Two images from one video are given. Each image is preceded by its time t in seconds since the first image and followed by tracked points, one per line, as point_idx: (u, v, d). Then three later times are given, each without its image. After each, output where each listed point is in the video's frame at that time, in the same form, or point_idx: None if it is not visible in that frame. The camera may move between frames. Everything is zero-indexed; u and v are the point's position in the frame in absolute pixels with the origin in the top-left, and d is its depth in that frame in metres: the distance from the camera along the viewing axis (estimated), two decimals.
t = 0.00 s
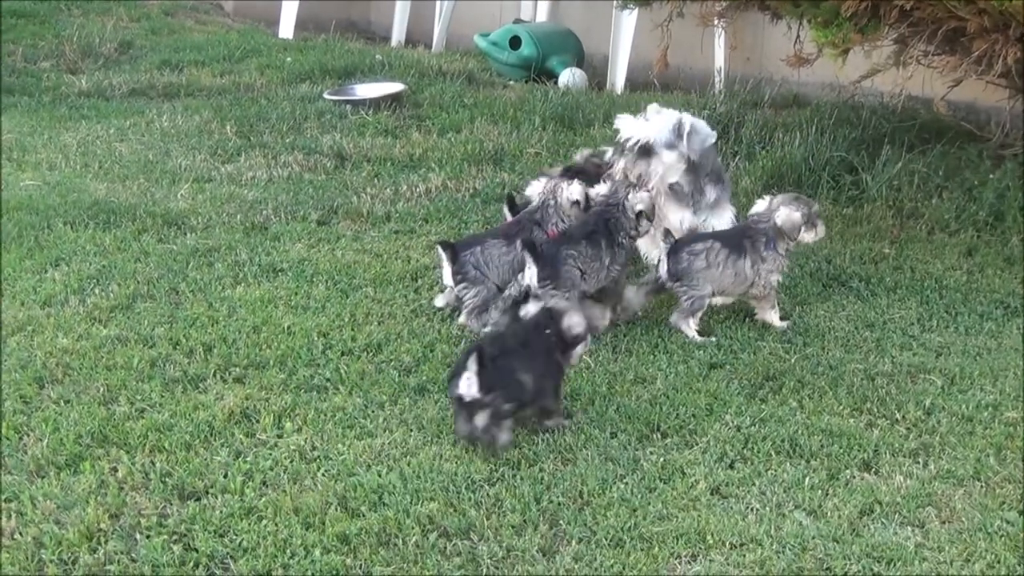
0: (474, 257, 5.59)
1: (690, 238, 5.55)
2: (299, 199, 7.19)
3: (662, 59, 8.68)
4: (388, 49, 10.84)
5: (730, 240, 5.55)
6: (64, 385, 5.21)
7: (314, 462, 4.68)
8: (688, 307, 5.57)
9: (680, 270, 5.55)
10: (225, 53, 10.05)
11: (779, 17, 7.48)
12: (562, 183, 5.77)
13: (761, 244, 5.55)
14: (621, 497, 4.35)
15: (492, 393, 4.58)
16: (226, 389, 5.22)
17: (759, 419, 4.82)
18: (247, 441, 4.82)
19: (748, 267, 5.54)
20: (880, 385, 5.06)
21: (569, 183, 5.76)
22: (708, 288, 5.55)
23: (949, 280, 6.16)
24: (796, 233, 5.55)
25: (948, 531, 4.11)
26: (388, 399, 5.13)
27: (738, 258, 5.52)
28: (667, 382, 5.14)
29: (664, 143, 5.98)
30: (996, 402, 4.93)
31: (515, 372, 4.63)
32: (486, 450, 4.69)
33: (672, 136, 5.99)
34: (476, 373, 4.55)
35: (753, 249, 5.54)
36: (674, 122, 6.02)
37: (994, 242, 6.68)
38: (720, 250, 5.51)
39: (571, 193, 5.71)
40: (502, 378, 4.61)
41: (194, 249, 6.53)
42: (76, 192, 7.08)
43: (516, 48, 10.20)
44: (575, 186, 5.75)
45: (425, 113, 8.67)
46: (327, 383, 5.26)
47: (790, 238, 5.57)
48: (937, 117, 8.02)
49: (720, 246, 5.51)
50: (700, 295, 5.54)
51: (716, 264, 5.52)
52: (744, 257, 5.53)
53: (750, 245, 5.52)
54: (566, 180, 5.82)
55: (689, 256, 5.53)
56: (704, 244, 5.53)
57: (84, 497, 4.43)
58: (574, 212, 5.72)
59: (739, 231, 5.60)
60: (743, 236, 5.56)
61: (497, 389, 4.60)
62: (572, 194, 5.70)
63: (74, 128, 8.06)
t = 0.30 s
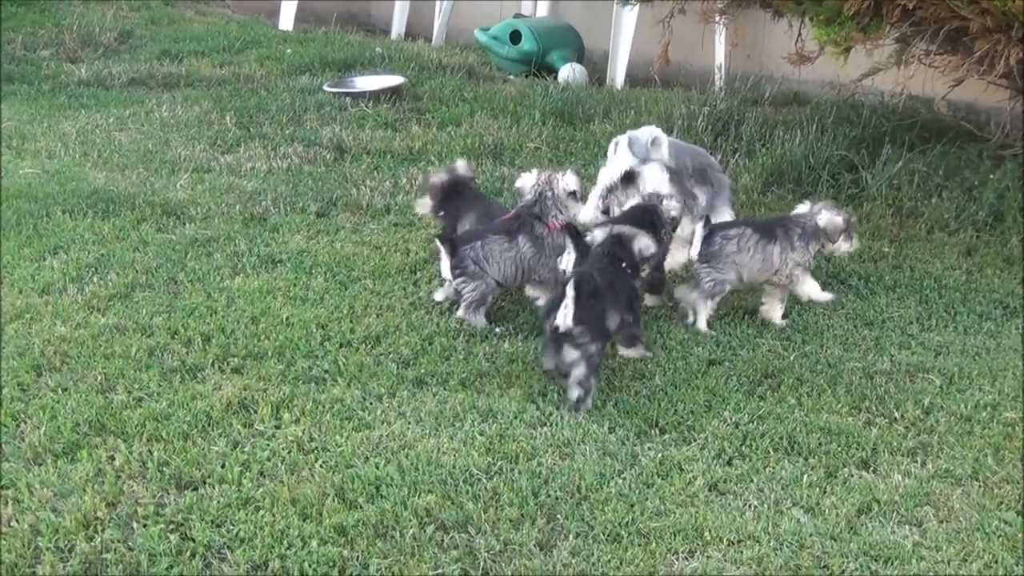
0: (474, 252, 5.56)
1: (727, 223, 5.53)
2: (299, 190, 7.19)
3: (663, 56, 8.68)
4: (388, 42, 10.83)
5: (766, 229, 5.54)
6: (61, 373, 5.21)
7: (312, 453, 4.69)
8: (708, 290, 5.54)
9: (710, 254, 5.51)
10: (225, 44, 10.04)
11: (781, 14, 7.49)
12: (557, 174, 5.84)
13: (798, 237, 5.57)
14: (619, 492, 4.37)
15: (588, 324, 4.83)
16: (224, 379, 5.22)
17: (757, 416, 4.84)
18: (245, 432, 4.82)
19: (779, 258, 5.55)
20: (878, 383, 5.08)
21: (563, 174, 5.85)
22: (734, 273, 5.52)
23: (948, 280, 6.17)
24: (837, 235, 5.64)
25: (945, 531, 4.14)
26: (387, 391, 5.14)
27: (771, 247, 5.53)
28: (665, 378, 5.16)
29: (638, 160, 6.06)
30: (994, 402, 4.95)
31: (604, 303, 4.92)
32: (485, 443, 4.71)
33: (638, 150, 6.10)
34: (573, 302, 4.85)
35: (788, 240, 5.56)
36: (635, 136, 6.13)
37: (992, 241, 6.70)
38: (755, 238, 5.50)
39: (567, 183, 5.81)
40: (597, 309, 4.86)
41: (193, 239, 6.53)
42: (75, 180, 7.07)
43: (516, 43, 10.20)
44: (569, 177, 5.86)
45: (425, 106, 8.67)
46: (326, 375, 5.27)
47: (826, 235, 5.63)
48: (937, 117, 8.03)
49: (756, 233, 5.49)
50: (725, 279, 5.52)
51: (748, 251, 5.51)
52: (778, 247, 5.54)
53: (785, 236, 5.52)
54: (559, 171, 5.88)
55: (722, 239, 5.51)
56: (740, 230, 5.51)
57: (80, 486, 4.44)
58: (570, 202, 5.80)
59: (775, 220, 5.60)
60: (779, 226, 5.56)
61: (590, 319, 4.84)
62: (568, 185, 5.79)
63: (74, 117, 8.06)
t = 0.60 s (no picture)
0: (489, 241, 5.58)
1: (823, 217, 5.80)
2: (306, 176, 7.20)
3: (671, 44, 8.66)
4: (394, 27, 10.81)
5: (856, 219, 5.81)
6: (70, 356, 5.23)
7: (321, 439, 4.72)
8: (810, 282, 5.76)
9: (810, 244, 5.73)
10: (232, 29, 10.02)
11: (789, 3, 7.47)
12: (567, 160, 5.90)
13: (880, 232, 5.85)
14: (628, 480, 4.40)
15: (655, 303, 5.09)
16: (233, 364, 5.24)
17: (766, 405, 4.87)
18: (254, 417, 4.85)
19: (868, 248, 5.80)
20: (886, 373, 5.11)
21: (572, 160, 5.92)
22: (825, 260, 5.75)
23: (956, 270, 6.19)
24: (913, 240, 5.92)
25: (954, 521, 4.18)
26: (395, 377, 5.17)
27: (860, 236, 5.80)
28: (674, 366, 5.18)
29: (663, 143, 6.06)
30: (1003, 392, 4.96)
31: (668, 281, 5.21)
32: (494, 430, 4.73)
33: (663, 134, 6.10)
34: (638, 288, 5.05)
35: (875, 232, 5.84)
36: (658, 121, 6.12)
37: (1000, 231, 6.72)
38: (848, 229, 5.78)
39: (576, 169, 5.87)
40: (661, 285, 5.15)
41: (200, 223, 6.54)
42: (82, 164, 7.08)
43: (523, 30, 10.19)
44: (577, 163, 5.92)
45: (432, 92, 8.66)
46: (335, 361, 5.29)
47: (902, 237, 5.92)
48: (946, 107, 8.03)
49: (851, 224, 5.76)
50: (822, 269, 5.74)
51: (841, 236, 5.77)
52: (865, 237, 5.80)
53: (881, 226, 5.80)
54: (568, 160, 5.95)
55: (818, 232, 5.73)
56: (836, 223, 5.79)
57: (89, 469, 4.46)
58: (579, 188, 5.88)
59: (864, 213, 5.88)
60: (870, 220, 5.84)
61: (654, 299, 5.10)
62: (579, 170, 5.86)
63: (81, 101, 8.06)
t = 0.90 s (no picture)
0: (479, 223, 5.55)
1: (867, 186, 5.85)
2: (296, 158, 7.16)
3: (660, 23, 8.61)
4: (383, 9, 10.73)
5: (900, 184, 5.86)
6: (61, 342, 5.20)
7: (313, 422, 4.70)
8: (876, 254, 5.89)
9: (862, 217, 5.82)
10: (220, 12, 9.95)
11: None
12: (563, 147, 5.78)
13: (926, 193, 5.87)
14: (621, 460, 4.39)
15: (684, 253, 5.35)
16: (224, 348, 5.22)
17: (760, 383, 4.86)
18: (246, 401, 4.82)
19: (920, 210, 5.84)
20: (880, 350, 5.09)
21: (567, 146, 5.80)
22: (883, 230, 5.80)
23: (949, 247, 6.18)
24: (948, 217, 5.92)
25: (948, 498, 4.18)
26: (387, 359, 5.15)
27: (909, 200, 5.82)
28: (667, 345, 5.16)
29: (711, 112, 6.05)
30: (997, 368, 4.96)
31: (696, 231, 5.43)
32: (486, 411, 4.72)
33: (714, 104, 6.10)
34: (669, 233, 5.32)
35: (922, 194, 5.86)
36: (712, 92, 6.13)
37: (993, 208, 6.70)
38: (895, 195, 5.81)
39: (569, 155, 5.74)
40: (689, 238, 5.38)
41: (190, 207, 6.50)
42: (71, 149, 7.03)
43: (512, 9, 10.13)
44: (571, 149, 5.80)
45: (422, 74, 8.60)
46: (327, 344, 5.26)
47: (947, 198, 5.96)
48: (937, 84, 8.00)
49: (891, 192, 5.79)
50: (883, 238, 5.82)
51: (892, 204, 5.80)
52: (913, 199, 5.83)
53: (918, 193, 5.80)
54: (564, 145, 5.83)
55: (873, 203, 5.81)
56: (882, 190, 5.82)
57: (81, 455, 4.44)
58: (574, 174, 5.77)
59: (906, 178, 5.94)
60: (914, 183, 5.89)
61: (684, 249, 5.35)
62: (572, 156, 5.72)
63: (69, 85, 8.00)
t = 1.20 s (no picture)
0: (461, 223, 5.46)
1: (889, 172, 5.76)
2: (283, 151, 7.11)
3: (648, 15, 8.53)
4: None
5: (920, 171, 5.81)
6: (46, 337, 5.16)
7: (300, 417, 4.66)
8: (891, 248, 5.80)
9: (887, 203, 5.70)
10: (206, 4, 9.87)
11: None
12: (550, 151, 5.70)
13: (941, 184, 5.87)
14: (610, 455, 4.37)
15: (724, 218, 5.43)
16: (211, 342, 5.17)
17: (750, 377, 4.84)
18: (233, 395, 4.78)
19: (938, 202, 5.83)
20: (869, 344, 5.08)
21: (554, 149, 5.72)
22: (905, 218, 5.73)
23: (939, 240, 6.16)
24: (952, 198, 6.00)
25: (939, 492, 4.18)
26: (375, 353, 5.11)
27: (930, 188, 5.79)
28: (656, 339, 5.14)
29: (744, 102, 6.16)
30: (987, 362, 4.94)
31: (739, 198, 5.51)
32: (475, 406, 4.68)
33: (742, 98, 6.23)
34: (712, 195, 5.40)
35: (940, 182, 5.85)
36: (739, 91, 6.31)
37: (982, 201, 6.69)
38: (924, 184, 5.75)
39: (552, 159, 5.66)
40: (732, 203, 5.46)
41: (177, 201, 6.45)
42: (56, 142, 6.98)
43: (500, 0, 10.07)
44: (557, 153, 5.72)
45: (409, 65, 8.55)
46: (314, 339, 5.22)
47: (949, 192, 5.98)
48: (926, 75, 7.98)
49: (921, 180, 5.72)
50: (904, 230, 5.73)
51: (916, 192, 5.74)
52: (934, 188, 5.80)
53: (943, 178, 5.79)
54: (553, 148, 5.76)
55: (900, 192, 5.69)
56: (909, 179, 5.74)
57: (67, 451, 4.40)
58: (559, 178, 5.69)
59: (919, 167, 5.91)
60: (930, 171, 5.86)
61: (726, 214, 5.43)
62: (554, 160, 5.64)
63: (54, 78, 7.93)
